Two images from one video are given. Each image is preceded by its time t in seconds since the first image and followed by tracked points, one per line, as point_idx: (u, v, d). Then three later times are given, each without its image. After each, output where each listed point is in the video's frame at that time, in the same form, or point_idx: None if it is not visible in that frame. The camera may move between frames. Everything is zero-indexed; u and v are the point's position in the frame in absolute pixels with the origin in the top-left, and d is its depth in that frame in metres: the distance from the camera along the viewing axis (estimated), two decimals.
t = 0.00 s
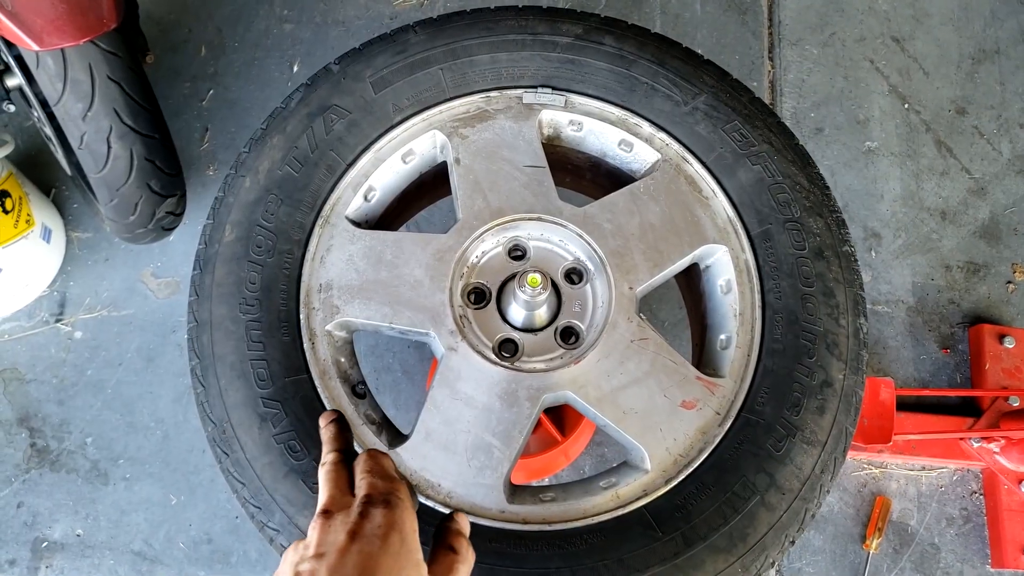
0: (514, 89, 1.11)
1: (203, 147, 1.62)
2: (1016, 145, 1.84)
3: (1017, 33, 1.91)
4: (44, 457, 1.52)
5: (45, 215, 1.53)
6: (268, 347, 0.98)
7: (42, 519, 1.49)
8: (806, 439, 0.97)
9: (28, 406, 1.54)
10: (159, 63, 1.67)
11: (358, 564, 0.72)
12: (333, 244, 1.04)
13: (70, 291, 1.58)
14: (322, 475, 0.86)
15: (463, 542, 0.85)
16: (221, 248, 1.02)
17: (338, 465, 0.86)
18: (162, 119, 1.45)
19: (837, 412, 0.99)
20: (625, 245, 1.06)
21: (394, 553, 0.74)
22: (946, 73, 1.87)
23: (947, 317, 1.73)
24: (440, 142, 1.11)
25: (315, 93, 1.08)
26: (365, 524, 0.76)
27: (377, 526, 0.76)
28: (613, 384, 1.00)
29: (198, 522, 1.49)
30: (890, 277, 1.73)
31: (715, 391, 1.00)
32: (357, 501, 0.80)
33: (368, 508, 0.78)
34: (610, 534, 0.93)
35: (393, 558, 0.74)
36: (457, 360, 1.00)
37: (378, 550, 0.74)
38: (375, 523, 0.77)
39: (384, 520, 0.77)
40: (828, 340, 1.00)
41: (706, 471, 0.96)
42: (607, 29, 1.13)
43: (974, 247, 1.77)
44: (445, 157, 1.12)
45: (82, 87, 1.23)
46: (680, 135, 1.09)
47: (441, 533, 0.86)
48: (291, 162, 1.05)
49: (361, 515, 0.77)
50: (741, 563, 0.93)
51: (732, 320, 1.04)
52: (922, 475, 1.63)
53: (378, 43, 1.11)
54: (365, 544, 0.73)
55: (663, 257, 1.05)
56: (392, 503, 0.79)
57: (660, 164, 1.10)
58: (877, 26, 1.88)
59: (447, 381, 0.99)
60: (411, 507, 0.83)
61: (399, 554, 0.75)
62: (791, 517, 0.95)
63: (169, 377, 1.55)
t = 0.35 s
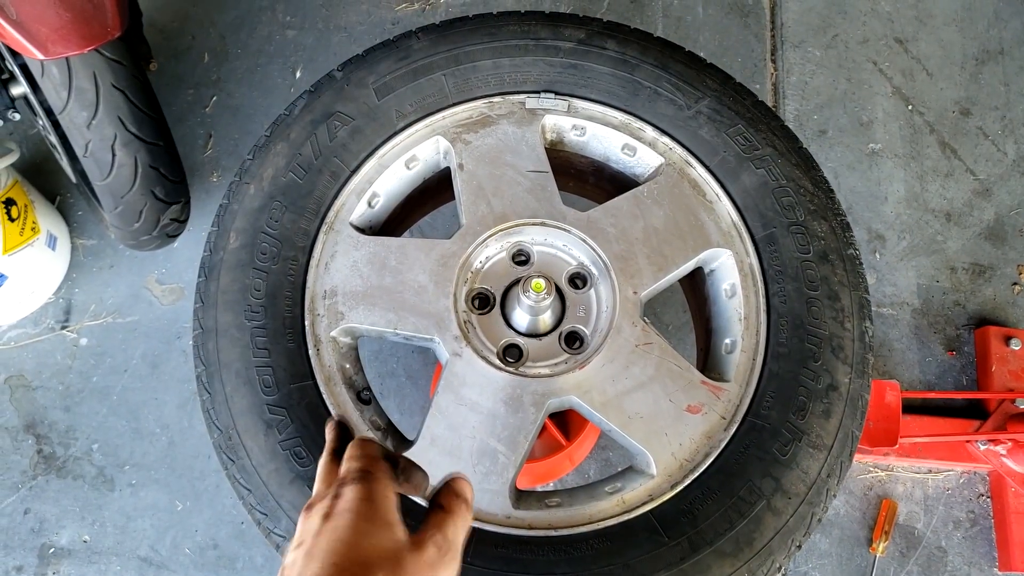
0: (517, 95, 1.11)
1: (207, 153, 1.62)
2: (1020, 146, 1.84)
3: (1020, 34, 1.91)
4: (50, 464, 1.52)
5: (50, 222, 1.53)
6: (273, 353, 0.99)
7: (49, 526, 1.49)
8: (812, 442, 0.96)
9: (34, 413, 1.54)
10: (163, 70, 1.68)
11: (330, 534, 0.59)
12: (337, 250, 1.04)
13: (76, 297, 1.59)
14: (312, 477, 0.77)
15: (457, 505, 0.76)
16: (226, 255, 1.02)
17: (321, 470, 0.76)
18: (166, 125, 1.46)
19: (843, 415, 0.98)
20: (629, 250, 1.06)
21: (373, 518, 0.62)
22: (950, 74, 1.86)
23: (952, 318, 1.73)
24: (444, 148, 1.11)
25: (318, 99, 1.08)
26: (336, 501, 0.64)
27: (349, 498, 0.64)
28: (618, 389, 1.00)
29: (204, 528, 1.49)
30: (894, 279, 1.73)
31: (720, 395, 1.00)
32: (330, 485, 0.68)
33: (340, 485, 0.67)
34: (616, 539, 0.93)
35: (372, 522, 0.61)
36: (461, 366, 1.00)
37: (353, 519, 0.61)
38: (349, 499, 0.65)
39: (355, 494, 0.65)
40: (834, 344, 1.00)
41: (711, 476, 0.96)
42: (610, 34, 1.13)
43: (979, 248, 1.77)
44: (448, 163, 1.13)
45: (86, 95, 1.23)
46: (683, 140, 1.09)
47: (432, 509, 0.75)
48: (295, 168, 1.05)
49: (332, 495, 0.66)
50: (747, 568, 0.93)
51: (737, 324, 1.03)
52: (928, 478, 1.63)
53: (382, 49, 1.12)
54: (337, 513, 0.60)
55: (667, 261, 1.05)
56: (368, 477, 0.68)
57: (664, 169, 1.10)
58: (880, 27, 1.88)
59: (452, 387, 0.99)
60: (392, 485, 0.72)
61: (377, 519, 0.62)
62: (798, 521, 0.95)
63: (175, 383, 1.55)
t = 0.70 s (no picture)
0: (520, 96, 1.11)
1: (209, 155, 1.62)
2: (1021, 147, 1.84)
3: (1021, 35, 1.91)
4: (51, 466, 1.52)
5: (52, 224, 1.53)
6: (277, 355, 0.99)
7: (51, 528, 1.49)
8: (816, 444, 0.96)
9: (35, 415, 1.54)
10: (165, 72, 1.68)
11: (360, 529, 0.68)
12: (340, 251, 1.04)
13: (77, 299, 1.59)
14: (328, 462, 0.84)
15: (474, 495, 0.83)
16: (229, 257, 1.02)
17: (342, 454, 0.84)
18: (168, 127, 1.46)
19: (846, 417, 0.98)
20: (632, 251, 1.06)
21: (397, 512, 0.71)
22: (951, 75, 1.86)
23: (954, 319, 1.73)
24: (446, 150, 1.11)
25: (321, 101, 1.08)
26: (364, 493, 0.73)
27: (377, 490, 0.73)
28: (621, 390, 1.00)
29: (206, 530, 1.49)
30: (896, 279, 1.73)
31: (723, 397, 1.00)
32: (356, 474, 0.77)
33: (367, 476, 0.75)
34: (619, 541, 0.93)
35: (398, 518, 0.70)
36: (465, 367, 1.00)
37: (381, 513, 0.70)
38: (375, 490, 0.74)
39: (382, 486, 0.74)
40: (837, 345, 1.00)
41: (714, 478, 0.96)
42: (613, 35, 1.13)
43: (981, 249, 1.77)
44: (451, 164, 1.13)
45: (88, 97, 1.23)
46: (686, 141, 1.09)
47: (450, 493, 0.83)
48: (298, 170, 1.05)
49: (360, 485, 0.75)
50: (750, 569, 0.93)
51: (740, 326, 1.03)
52: (930, 479, 1.63)
53: (384, 51, 1.12)
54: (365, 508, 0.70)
55: (670, 262, 1.05)
56: (392, 468, 0.77)
57: (666, 170, 1.10)
58: (882, 28, 1.88)
59: (455, 389, 0.99)
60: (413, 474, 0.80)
61: (402, 513, 0.71)
62: (801, 522, 0.95)
63: (177, 385, 1.55)
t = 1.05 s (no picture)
0: (516, 98, 1.11)
1: (204, 159, 1.62)
2: (1016, 143, 1.84)
3: (1015, 32, 1.91)
4: (50, 473, 1.51)
5: (47, 230, 1.53)
6: (274, 361, 0.98)
7: (49, 535, 1.49)
8: (815, 444, 0.96)
9: (33, 422, 1.53)
10: (159, 77, 1.68)
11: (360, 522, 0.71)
12: (337, 256, 1.04)
13: (73, 305, 1.58)
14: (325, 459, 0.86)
15: (470, 495, 0.84)
16: (225, 263, 1.02)
17: (338, 455, 0.86)
18: (163, 132, 1.45)
19: (845, 416, 0.98)
20: (629, 252, 1.06)
21: (395, 506, 0.74)
22: (945, 72, 1.87)
23: (951, 316, 1.73)
24: (443, 153, 1.11)
25: (317, 105, 1.08)
26: (364, 487, 0.76)
27: (376, 485, 0.76)
28: (620, 392, 1.00)
29: (205, 536, 1.48)
30: (893, 277, 1.73)
31: (722, 397, 1.00)
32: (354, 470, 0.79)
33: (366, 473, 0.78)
34: (620, 543, 0.93)
35: (397, 511, 0.73)
36: (463, 371, 1.00)
37: (379, 507, 0.73)
38: (374, 485, 0.77)
39: (381, 480, 0.77)
40: (835, 344, 1.00)
41: (714, 479, 0.96)
42: (608, 37, 1.13)
43: (977, 246, 1.77)
44: (448, 167, 1.12)
45: (83, 103, 1.23)
46: (682, 142, 1.10)
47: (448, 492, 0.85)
48: (294, 175, 1.05)
49: (359, 479, 0.77)
50: (751, 570, 0.93)
51: (738, 326, 1.03)
52: (929, 476, 1.63)
53: (379, 54, 1.12)
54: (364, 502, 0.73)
55: (667, 264, 1.05)
56: (390, 464, 0.79)
57: (663, 171, 1.10)
58: (876, 26, 1.89)
59: (453, 393, 0.99)
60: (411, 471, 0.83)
61: (401, 507, 0.74)
62: (801, 522, 0.95)
63: (174, 391, 1.55)
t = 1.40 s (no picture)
0: (517, 98, 1.11)
1: (204, 157, 1.62)
2: (1015, 146, 1.85)
3: (1015, 35, 1.92)
4: (47, 471, 1.51)
5: (46, 228, 1.53)
6: (274, 360, 0.98)
7: (46, 534, 1.48)
8: (815, 446, 0.96)
9: (30, 420, 1.53)
10: (159, 75, 1.67)
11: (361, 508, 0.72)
12: (338, 255, 1.03)
13: (72, 303, 1.58)
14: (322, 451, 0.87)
15: (464, 486, 0.85)
16: (226, 262, 1.02)
17: (336, 444, 0.86)
18: (163, 131, 1.45)
19: (845, 418, 0.98)
20: (630, 253, 1.06)
21: (395, 494, 0.75)
22: (945, 75, 1.87)
23: (949, 319, 1.73)
24: (443, 153, 1.11)
25: (318, 104, 1.08)
26: (364, 475, 0.77)
27: (376, 472, 0.77)
28: (620, 393, 1.00)
29: (203, 535, 1.48)
30: (891, 279, 1.74)
31: (722, 399, 1.00)
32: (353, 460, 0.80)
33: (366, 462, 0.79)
34: (620, 544, 0.93)
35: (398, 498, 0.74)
36: (463, 371, 1.00)
37: (380, 493, 0.74)
38: (374, 473, 0.78)
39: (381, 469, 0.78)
40: (835, 346, 1.00)
41: (715, 480, 0.96)
42: (609, 37, 1.13)
43: (976, 249, 1.77)
44: (449, 167, 1.12)
45: (83, 100, 1.23)
46: (683, 143, 1.10)
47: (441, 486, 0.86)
48: (295, 174, 1.04)
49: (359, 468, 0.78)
50: (750, 571, 0.93)
51: (738, 328, 1.03)
52: (927, 478, 1.63)
53: (381, 54, 1.11)
54: (365, 489, 0.75)
55: (668, 265, 1.05)
56: (389, 453, 0.80)
57: (664, 172, 1.10)
58: (876, 29, 1.89)
59: (453, 393, 0.99)
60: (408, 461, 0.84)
61: (401, 494, 0.75)
62: (801, 524, 0.95)
63: (172, 389, 1.54)
